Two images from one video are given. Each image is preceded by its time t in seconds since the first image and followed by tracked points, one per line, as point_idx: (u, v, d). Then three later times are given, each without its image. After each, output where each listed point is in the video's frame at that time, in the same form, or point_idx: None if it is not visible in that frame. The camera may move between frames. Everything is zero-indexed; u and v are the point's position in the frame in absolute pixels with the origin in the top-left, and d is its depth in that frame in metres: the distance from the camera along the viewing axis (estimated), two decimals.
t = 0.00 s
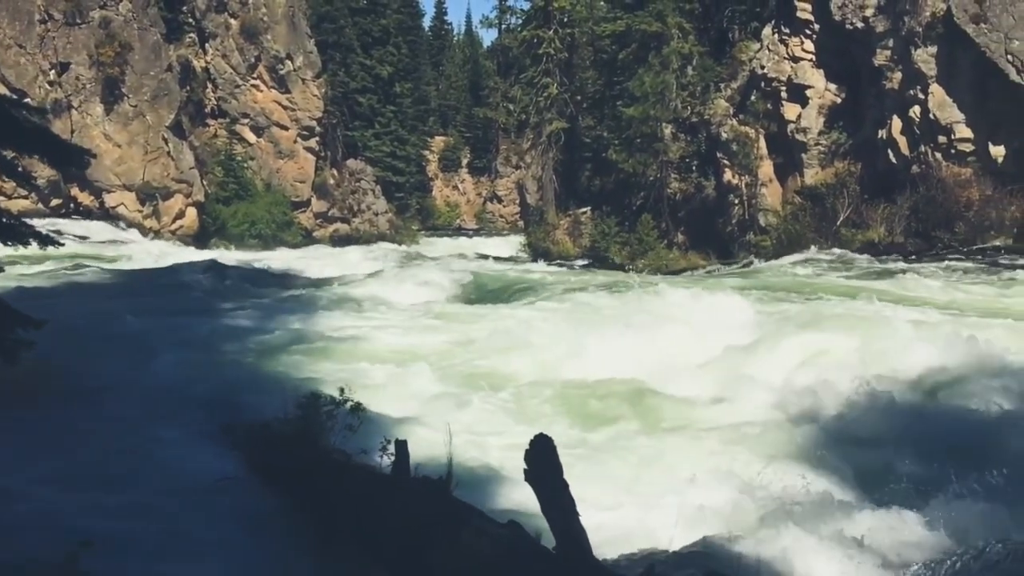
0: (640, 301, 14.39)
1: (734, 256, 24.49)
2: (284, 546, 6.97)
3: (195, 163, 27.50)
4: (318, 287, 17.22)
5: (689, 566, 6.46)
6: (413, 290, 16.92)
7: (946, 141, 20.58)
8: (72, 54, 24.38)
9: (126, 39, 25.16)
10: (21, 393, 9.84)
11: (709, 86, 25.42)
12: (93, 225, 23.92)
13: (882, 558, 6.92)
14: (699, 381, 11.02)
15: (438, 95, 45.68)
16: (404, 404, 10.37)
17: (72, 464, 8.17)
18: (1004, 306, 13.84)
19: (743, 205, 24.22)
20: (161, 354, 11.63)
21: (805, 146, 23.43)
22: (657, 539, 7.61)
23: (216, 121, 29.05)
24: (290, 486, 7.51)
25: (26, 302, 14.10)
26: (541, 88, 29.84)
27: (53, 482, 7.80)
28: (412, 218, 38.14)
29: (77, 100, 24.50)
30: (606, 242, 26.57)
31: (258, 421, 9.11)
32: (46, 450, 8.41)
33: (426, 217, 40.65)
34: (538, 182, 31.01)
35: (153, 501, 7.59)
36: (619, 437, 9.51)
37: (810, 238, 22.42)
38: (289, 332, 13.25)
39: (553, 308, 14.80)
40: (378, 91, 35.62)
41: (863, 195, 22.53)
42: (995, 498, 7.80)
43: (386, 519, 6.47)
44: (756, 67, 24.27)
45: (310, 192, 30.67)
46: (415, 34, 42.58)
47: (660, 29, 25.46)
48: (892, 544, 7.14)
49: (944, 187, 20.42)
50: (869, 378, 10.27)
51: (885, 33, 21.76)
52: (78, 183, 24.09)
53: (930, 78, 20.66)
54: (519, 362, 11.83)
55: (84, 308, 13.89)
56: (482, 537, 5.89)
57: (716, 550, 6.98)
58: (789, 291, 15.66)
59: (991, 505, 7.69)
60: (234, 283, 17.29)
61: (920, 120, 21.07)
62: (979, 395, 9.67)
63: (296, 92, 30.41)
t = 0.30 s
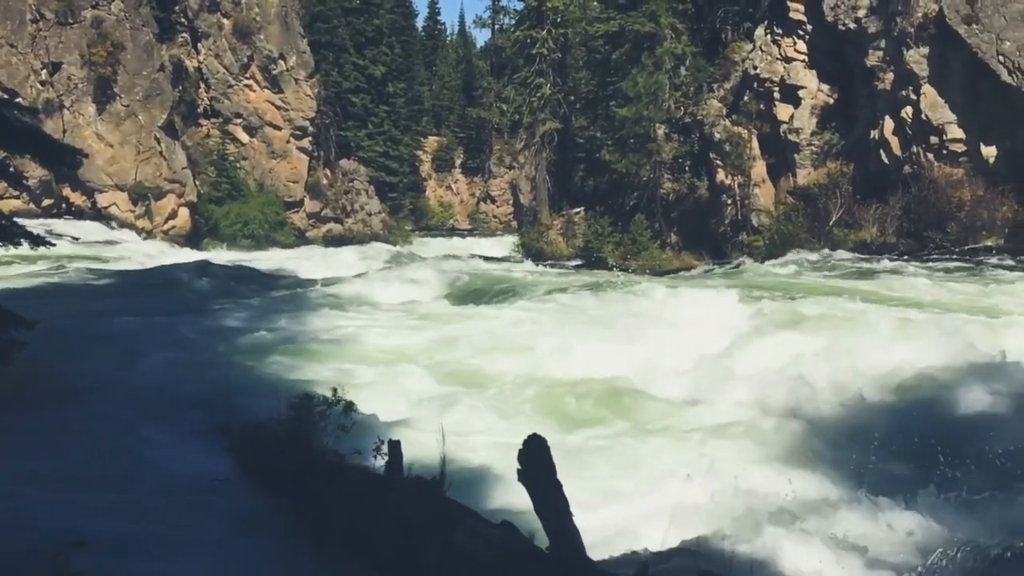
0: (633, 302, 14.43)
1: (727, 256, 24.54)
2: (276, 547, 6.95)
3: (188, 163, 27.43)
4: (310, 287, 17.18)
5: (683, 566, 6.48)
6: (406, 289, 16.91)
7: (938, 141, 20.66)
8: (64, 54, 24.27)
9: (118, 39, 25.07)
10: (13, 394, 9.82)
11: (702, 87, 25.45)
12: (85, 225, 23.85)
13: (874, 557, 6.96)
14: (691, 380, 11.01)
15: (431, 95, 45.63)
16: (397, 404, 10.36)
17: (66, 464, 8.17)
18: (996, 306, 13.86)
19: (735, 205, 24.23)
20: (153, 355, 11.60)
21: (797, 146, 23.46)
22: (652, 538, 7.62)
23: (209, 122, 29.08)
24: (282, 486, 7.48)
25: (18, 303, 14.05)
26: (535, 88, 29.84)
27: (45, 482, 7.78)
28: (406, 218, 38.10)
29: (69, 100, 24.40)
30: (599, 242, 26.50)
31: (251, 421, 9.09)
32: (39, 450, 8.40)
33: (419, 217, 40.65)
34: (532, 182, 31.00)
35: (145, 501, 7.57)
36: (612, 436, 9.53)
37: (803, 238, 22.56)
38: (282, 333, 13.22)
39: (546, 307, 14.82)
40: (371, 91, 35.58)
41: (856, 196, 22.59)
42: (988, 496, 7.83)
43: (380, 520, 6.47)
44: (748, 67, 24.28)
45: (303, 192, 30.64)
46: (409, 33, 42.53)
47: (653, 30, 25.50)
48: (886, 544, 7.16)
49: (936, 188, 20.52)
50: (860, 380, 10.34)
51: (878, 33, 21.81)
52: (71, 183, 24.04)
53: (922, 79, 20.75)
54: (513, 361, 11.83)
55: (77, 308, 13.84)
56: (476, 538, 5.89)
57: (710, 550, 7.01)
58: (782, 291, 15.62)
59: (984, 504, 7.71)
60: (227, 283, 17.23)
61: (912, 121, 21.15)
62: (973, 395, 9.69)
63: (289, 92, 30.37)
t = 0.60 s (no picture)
0: (626, 300, 14.46)
1: (720, 255, 24.58)
2: (270, 548, 6.93)
3: (180, 162, 27.33)
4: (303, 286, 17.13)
5: (676, 564, 6.51)
6: (399, 289, 16.88)
7: (930, 141, 20.72)
8: (55, 52, 24.18)
9: (110, 37, 24.96)
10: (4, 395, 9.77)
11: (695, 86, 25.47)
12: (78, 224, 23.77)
13: (865, 556, 6.98)
14: (685, 378, 11.03)
15: (425, 94, 45.59)
16: (391, 404, 10.35)
17: (57, 465, 8.13)
18: (988, 303, 13.89)
19: (728, 205, 24.26)
20: (146, 354, 11.56)
21: (790, 145, 23.53)
22: (644, 537, 7.65)
23: (201, 120, 28.95)
24: (276, 486, 7.45)
25: (10, 303, 13.98)
26: (528, 87, 29.84)
27: (37, 483, 7.74)
28: (399, 217, 38.05)
29: (61, 98, 24.30)
30: (593, 242, 26.09)
31: (245, 422, 9.06)
32: (30, 451, 8.35)
33: (412, 216, 40.63)
34: (525, 181, 30.98)
35: (137, 502, 7.54)
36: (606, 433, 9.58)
37: (795, 237, 22.62)
38: (275, 332, 13.18)
39: (540, 306, 14.83)
40: (364, 90, 35.55)
41: (848, 195, 22.64)
42: (979, 488, 7.89)
43: (375, 520, 6.45)
44: (741, 67, 24.32)
45: (296, 191, 30.59)
46: (401, 33, 42.48)
47: (646, 29, 25.53)
48: (877, 542, 7.20)
49: (929, 187, 20.59)
50: (857, 378, 10.34)
51: (870, 33, 21.88)
52: (62, 182, 23.93)
53: (914, 78, 20.82)
54: (508, 360, 11.83)
55: (68, 308, 13.78)
56: (470, 536, 5.89)
57: (703, 547, 7.03)
58: (778, 291, 15.54)
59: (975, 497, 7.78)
60: (219, 283, 17.17)
61: (904, 120, 21.22)
62: (967, 389, 9.72)
63: (282, 91, 30.30)
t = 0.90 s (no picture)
0: (618, 300, 14.52)
1: (712, 254, 24.61)
2: (264, 548, 6.91)
3: (172, 160, 27.23)
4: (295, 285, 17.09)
5: (668, 562, 6.53)
6: (391, 288, 16.84)
7: (921, 139, 20.80)
8: (46, 51, 24.05)
9: (101, 36, 24.91)
10: None
11: (688, 85, 25.49)
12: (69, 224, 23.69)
13: (857, 552, 7.00)
14: (678, 374, 11.04)
15: (417, 93, 45.54)
16: (384, 403, 10.33)
17: (49, 465, 8.09)
18: (980, 301, 13.91)
19: (720, 203, 24.32)
20: (136, 355, 11.48)
21: (782, 144, 23.57)
22: (637, 536, 7.67)
23: (193, 119, 28.83)
24: (270, 487, 7.42)
25: None
26: (520, 86, 29.84)
27: (28, 485, 7.69)
28: (391, 216, 38.01)
29: (52, 97, 24.16)
30: (584, 241, 26.11)
31: (237, 421, 9.03)
32: (21, 453, 8.29)
33: (405, 215, 40.62)
34: (518, 180, 30.95)
35: (130, 504, 7.50)
36: (599, 430, 9.62)
37: (787, 236, 22.61)
38: (266, 332, 13.13)
39: (532, 305, 14.83)
40: (356, 89, 35.52)
41: (840, 193, 22.68)
42: (972, 486, 7.92)
43: (368, 520, 6.43)
44: (733, 66, 24.39)
45: (288, 190, 30.56)
46: (394, 31, 42.46)
47: (639, 28, 25.56)
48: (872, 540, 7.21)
49: (920, 186, 20.65)
50: (850, 375, 10.35)
51: (861, 32, 21.97)
52: (53, 182, 23.85)
53: (906, 77, 20.92)
54: (501, 358, 11.83)
55: (58, 308, 13.67)
56: (462, 535, 5.88)
57: (695, 544, 7.05)
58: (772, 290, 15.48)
59: (967, 495, 7.80)
60: (210, 282, 17.09)
61: (896, 119, 21.29)
62: (960, 386, 9.74)
63: (273, 90, 30.29)
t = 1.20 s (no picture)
0: (608, 300, 14.55)
1: (704, 252, 24.64)
2: (256, 549, 6.88)
3: (162, 160, 27.16)
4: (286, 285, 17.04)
5: (660, 562, 6.54)
6: (382, 286, 16.79)
7: (912, 138, 20.88)
8: (36, 50, 23.95)
9: (91, 35, 24.82)
10: None
11: (679, 84, 25.49)
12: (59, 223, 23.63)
13: (848, 549, 7.02)
14: (669, 372, 11.06)
15: (409, 92, 45.48)
16: (375, 403, 10.31)
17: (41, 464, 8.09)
18: (969, 298, 13.97)
19: (712, 202, 24.35)
20: (127, 355, 11.44)
21: (773, 143, 23.61)
22: (629, 533, 7.68)
23: (184, 119, 28.81)
24: (262, 487, 7.40)
25: None
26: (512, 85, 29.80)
27: (19, 485, 7.67)
28: (383, 215, 37.96)
29: (41, 96, 24.03)
30: (577, 240, 26.08)
31: (228, 421, 9.00)
32: (12, 454, 8.26)
33: (397, 215, 40.60)
34: (510, 179, 30.90)
35: (121, 505, 7.47)
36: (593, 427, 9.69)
37: (779, 234, 22.64)
38: (257, 332, 13.08)
39: (523, 304, 14.82)
40: (348, 88, 35.49)
41: (831, 192, 22.73)
42: (963, 486, 7.96)
43: (360, 520, 6.41)
44: (725, 65, 24.43)
45: (280, 189, 30.46)
46: (385, 30, 42.40)
47: (631, 27, 25.60)
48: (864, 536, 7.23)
49: (910, 184, 20.73)
50: (843, 371, 10.35)
51: (852, 31, 22.04)
52: (42, 181, 24.18)
53: (896, 76, 21.00)
54: (494, 356, 11.84)
55: (47, 309, 13.61)
56: (455, 535, 5.88)
57: (686, 541, 7.10)
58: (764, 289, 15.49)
59: (957, 493, 7.85)
60: (201, 282, 17.03)
61: (886, 118, 21.35)
62: (954, 381, 9.73)
63: (265, 89, 30.10)
